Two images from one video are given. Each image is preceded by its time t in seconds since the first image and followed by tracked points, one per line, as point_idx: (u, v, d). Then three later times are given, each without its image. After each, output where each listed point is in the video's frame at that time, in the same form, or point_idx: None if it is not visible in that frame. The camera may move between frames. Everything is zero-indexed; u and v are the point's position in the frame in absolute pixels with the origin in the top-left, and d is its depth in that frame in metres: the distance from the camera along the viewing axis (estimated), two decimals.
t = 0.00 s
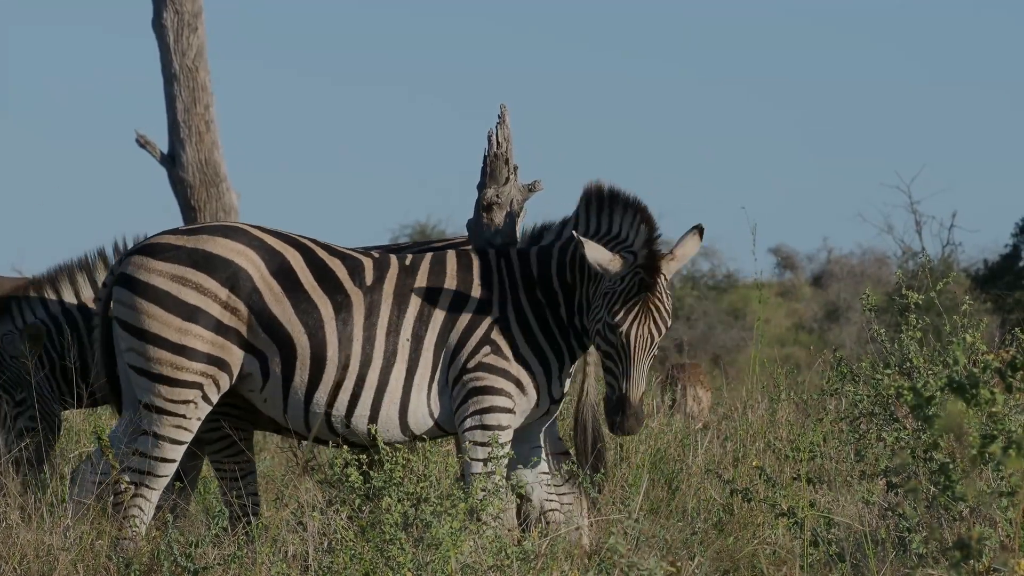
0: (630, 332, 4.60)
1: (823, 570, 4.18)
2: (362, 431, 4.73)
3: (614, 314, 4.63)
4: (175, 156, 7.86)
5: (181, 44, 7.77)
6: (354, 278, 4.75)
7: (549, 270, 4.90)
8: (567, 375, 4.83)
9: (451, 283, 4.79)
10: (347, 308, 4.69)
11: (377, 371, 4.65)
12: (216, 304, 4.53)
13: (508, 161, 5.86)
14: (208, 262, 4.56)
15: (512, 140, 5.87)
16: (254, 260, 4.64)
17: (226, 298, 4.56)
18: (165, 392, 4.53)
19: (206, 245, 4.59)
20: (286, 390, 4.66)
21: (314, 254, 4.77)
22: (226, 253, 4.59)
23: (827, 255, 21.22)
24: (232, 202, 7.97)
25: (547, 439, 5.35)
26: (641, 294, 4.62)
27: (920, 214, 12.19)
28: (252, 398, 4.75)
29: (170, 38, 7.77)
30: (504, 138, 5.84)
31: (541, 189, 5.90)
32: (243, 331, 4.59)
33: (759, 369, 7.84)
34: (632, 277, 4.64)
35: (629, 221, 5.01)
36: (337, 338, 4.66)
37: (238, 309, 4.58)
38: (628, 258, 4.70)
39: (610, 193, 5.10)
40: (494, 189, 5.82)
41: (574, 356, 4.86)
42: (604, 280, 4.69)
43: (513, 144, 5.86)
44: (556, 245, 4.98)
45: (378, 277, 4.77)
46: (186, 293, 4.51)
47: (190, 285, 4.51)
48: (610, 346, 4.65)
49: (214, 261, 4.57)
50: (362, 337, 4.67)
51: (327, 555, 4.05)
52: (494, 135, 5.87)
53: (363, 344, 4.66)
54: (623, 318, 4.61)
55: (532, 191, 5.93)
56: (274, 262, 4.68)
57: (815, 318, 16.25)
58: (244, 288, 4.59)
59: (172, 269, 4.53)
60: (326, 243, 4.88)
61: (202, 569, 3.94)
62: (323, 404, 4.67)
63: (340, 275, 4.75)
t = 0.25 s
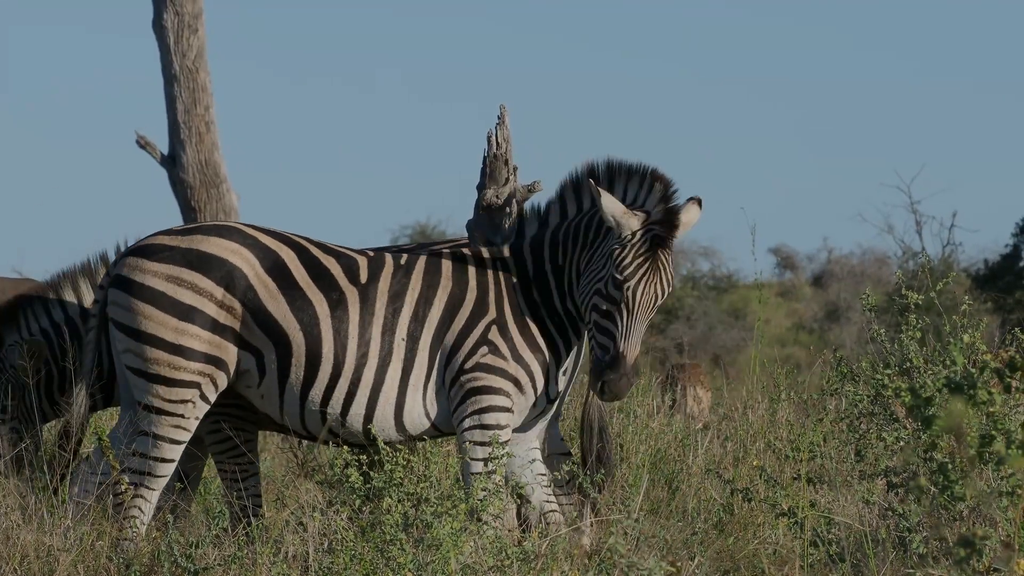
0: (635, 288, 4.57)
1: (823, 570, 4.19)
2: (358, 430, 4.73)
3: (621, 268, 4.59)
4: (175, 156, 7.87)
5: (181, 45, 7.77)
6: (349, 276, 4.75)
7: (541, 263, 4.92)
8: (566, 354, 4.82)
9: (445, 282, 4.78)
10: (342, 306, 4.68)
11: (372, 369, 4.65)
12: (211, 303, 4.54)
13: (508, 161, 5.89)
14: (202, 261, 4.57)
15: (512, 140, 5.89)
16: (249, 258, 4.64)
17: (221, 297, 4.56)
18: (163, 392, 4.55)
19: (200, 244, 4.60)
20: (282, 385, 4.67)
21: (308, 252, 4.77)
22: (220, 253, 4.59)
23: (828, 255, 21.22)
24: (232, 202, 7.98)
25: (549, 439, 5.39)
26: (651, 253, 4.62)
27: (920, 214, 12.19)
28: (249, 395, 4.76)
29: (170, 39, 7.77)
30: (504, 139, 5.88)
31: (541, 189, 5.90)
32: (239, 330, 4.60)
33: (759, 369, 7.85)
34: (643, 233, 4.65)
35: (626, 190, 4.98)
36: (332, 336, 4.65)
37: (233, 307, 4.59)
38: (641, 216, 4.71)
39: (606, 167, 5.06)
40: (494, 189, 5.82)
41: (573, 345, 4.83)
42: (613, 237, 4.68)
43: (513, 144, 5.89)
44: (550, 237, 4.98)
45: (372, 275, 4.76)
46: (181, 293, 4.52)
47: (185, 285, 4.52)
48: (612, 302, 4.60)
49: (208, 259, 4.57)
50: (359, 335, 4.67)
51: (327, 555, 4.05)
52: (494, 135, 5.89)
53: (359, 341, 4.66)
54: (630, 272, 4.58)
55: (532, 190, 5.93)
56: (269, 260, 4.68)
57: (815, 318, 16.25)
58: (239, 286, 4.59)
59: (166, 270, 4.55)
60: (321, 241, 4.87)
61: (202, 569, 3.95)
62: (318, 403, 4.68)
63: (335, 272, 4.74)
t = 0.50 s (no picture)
0: (658, 296, 4.85)
1: (823, 570, 4.19)
2: (334, 430, 4.71)
3: (649, 275, 4.82)
4: (175, 157, 7.87)
5: (181, 45, 7.77)
6: (330, 274, 4.73)
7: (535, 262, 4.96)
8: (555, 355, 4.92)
9: (431, 284, 4.77)
10: (322, 303, 4.67)
11: (348, 368, 4.63)
12: (191, 300, 4.52)
13: (508, 161, 5.87)
14: (182, 258, 4.55)
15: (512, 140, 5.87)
16: (228, 254, 4.62)
17: (201, 294, 4.54)
18: (146, 389, 4.55)
19: (180, 241, 4.57)
20: (260, 382, 4.66)
21: (289, 250, 4.75)
22: (200, 249, 4.57)
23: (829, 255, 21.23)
24: (231, 202, 7.98)
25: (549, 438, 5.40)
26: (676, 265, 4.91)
27: (921, 214, 12.20)
28: (227, 392, 4.75)
29: (170, 40, 7.77)
30: (504, 139, 5.85)
31: (541, 189, 5.90)
32: (219, 326, 4.58)
33: (760, 369, 7.85)
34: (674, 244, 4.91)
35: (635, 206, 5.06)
36: (311, 334, 4.64)
37: (213, 304, 4.57)
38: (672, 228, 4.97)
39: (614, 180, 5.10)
40: (494, 189, 5.83)
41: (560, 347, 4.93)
42: (640, 243, 4.89)
43: (513, 144, 5.87)
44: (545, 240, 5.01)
45: (355, 274, 4.75)
46: (160, 290, 4.50)
47: (164, 282, 4.50)
48: (632, 305, 4.80)
49: (187, 256, 4.55)
50: (336, 332, 4.65)
51: (327, 555, 4.05)
52: (494, 135, 5.88)
53: (337, 339, 4.65)
54: (657, 280, 4.83)
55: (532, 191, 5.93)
56: (250, 256, 4.66)
57: (815, 318, 16.26)
58: (218, 282, 4.57)
59: (146, 267, 4.52)
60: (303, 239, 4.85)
61: (202, 570, 3.95)
62: (295, 400, 4.66)
63: (316, 270, 4.72)
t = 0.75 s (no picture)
0: (638, 314, 4.78)
1: (824, 569, 4.19)
2: (316, 430, 4.71)
3: (632, 291, 4.75)
4: (175, 157, 7.87)
5: (181, 46, 7.77)
6: (317, 274, 4.73)
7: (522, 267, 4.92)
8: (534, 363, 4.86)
9: (417, 287, 4.77)
10: (308, 303, 4.67)
11: (332, 368, 4.64)
12: (175, 299, 4.53)
13: (508, 161, 5.86)
14: (167, 258, 4.55)
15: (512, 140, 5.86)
16: (213, 253, 4.63)
17: (185, 293, 4.55)
18: (133, 388, 4.55)
19: (165, 240, 4.58)
20: (243, 382, 4.65)
21: (275, 249, 4.75)
22: (184, 248, 4.57)
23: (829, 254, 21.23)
24: (232, 202, 7.98)
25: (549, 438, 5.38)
26: (661, 284, 4.84)
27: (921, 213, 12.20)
28: (210, 392, 4.75)
29: (170, 40, 7.77)
30: (503, 139, 5.84)
31: (541, 190, 5.90)
32: (204, 325, 4.58)
33: (761, 368, 7.86)
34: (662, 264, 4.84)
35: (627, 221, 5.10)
36: (296, 334, 4.64)
37: (198, 303, 4.57)
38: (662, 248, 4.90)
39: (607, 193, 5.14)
40: (493, 189, 5.84)
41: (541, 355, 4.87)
42: (628, 258, 4.82)
43: (513, 144, 5.85)
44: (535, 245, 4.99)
45: (342, 275, 4.75)
46: (146, 290, 4.51)
47: (149, 282, 4.51)
48: (611, 319, 4.74)
49: (172, 256, 4.56)
50: (321, 333, 4.65)
51: (328, 555, 4.05)
52: (494, 135, 5.87)
53: (321, 339, 4.65)
54: (640, 298, 4.76)
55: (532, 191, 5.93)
56: (234, 255, 4.67)
57: (816, 318, 16.26)
58: (203, 281, 4.58)
59: (131, 266, 4.53)
60: (289, 238, 4.86)
61: (203, 570, 3.95)
62: (278, 400, 4.66)
63: (302, 269, 4.73)
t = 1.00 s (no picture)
0: (626, 326, 4.67)
1: (826, 568, 4.20)
2: (316, 430, 4.70)
3: (616, 303, 4.64)
4: (175, 157, 7.87)
5: (180, 46, 7.77)
6: (317, 272, 4.73)
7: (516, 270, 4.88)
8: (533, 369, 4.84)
9: (416, 287, 4.77)
10: (309, 303, 4.66)
11: (333, 369, 4.63)
12: (177, 296, 4.53)
13: (508, 160, 5.86)
14: (169, 255, 4.57)
15: (512, 139, 5.86)
16: (215, 251, 4.64)
17: (187, 290, 4.55)
18: (135, 386, 4.55)
19: (167, 238, 4.59)
20: (243, 382, 4.65)
21: (276, 247, 4.75)
22: (186, 246, 4.59)
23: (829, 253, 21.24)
24: (232, 202, 7.98)
25: (547, 438, 5.39)
26: (647, 292, 4.71)
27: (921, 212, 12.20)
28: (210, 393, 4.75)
29: (170, 40, 7.77)
30: (503, 139, 5.83)
31: (541, 189, 5.90)
32: (206, 322, 4.58)
33: (761, 367, 7.86)
34: (648, 271, 4.71)
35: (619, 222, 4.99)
36: (296, 333, 4.63)
37: (200, 300, 4.57)
38: (647, 253, 4.76)
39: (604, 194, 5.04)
40: (494, 189, 5.83)
41: (540, 359, 4.84)
42: (611, 268, 4.70)
43: (513, 143, 5.85)
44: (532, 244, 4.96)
45: (342, 274, 4.75)
46: (148, 287, 4.52)
47: (151, 279, 4.52)
48: (599, 332, 4.65)
49: (174, 253, 4.57)
50: (321, 333, 4.64)
51: (329, 555, 4.05)
52: (493, 134, 5.87)
53: (321, 339, 4.64)
54: (625, 309, 4.65)
55: (532, 190, 5.93)
56: (236, 253, 4.67)
57: (816, 317, 16.26)
58: (205, 278, 4.58)
59: (132, 264, 4.55)
60: (290, 237, 4.86)
61: (203, 570, 3.95)
62: (278, 400, 4.65)
63: (302, 267, 4.73)
